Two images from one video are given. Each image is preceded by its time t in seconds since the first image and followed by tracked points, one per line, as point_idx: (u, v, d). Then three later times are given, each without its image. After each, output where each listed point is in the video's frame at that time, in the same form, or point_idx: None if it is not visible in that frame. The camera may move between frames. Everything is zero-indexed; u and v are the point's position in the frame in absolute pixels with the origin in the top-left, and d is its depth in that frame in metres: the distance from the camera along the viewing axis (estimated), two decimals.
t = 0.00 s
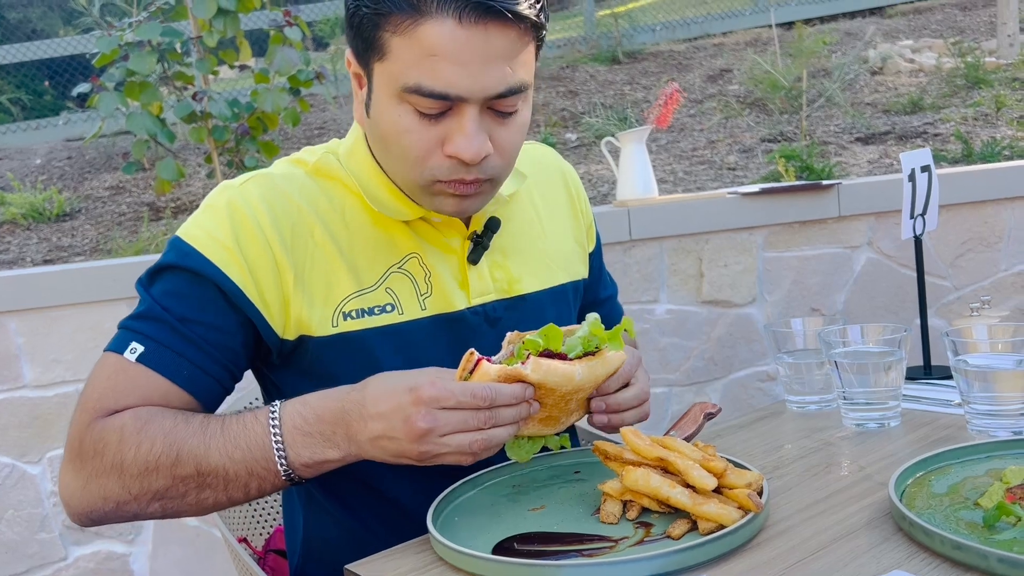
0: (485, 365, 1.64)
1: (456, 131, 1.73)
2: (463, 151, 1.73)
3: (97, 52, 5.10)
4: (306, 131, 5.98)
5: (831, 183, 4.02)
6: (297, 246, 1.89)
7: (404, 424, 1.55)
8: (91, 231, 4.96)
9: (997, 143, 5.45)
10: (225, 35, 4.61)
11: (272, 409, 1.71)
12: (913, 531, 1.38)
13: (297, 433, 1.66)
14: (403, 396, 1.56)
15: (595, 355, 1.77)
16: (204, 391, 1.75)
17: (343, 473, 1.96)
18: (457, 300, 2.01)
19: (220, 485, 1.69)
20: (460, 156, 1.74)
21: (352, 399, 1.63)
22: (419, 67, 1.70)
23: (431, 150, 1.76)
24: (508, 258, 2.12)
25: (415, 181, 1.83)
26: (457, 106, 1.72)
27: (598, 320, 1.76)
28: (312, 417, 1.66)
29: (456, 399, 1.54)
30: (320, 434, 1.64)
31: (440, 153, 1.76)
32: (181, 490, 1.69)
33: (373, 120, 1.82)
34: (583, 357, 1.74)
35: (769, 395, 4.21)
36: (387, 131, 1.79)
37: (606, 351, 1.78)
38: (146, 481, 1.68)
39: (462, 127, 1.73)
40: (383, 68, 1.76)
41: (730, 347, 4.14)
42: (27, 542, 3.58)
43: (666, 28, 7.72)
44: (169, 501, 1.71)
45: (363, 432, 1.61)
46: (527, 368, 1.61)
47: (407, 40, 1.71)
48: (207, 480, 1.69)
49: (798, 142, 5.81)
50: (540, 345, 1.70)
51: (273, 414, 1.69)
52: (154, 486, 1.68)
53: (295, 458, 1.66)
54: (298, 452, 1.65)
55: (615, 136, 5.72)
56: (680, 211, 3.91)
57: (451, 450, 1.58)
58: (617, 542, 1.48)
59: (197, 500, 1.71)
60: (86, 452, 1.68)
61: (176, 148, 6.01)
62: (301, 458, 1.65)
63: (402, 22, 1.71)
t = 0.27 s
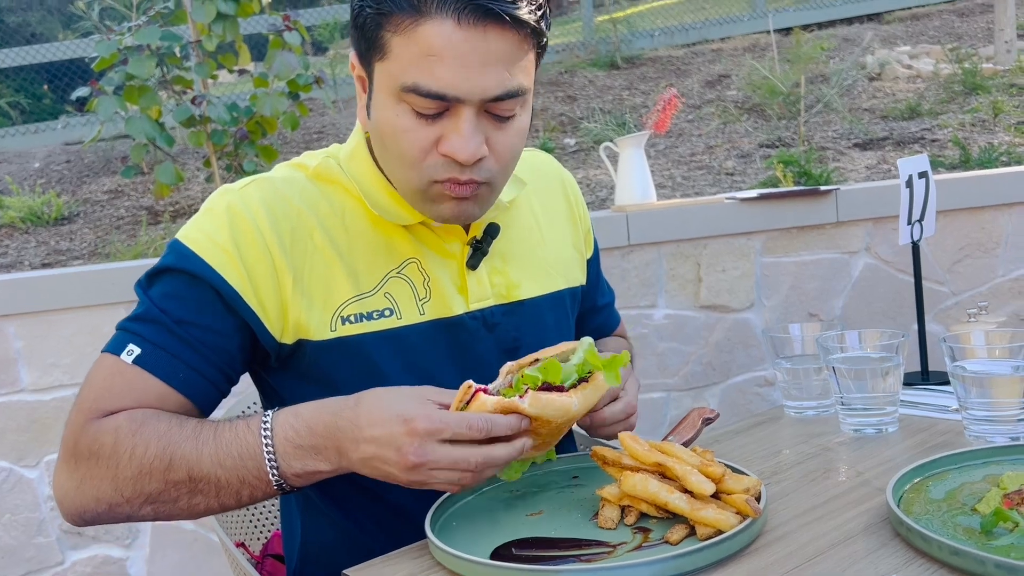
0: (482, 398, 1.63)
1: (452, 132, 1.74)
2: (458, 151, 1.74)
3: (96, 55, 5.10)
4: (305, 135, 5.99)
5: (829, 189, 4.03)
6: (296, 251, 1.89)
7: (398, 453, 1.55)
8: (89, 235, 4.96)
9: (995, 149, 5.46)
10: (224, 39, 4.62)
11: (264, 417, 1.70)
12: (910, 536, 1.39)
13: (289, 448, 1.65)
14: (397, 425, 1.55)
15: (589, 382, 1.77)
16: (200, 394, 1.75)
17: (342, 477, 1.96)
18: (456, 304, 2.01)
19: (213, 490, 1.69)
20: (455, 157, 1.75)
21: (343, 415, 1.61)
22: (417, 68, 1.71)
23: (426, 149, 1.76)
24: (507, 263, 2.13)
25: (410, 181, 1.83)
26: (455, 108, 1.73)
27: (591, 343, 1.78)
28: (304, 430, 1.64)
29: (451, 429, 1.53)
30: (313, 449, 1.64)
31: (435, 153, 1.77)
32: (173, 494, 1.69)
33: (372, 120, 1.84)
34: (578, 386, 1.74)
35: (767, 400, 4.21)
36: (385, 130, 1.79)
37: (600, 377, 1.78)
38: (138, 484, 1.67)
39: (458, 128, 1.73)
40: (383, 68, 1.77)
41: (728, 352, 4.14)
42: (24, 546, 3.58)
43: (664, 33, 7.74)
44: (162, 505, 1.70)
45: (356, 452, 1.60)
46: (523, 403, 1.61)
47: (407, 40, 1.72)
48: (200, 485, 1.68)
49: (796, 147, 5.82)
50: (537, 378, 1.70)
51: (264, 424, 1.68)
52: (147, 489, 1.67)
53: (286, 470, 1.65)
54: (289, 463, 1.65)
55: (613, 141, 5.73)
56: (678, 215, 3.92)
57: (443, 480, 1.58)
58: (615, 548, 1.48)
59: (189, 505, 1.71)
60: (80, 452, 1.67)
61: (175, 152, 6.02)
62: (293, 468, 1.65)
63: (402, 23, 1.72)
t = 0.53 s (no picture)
0: (478, 411, 1.61)
1: (433, 124, 1.76)
2: (439, 142, 1.76)
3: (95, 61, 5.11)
4: (303, 141, 5.99)
5: (827, 196, 4.04)
6: (295, 254, 1.90)
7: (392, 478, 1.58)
8: (87, 240, 4.96)
9: (992, 156, 5.48)
10: (224, 45, 4.63)
11: (255, 431, 1.70)
12: (907, 542, 1.39)
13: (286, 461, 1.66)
14: (387, 456, 1.56)
15: (581, 387, 1.82)
16: (199, 399, 1.75)
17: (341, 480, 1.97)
18: (453, 306, 2.02)
19: (212, 496, 1.70)
20: (436, 149, 1.77)
21: (332, 435, 1.61)
22: (397, 60, 1.75)
23: (409, 142, 1.79)
24: (505, 266, 2.13)
25: (396, 175, 1.85)
26: (435, 99, 1.76)
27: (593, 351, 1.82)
28: (296, 448, 1.65)
29: (440, 460, 1.54)
30: (309, 460, 1.65)
31: (418, 146, 1.79)
32: (173, 500, 1.69)
33: (360, 116, 1.87)
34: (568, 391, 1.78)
35: (765, 407, 4.22)
36: (370, 125, 1.83)
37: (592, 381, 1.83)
38: (137, 490, 1.68)
39: (439, 120, 1.76)
40: (368, 63, 1.81)
41: (726, 358, 4.14)
42: (21, 551, 3.58)
43: (662, 41, 7.76)
44: (162, 509, 1.71)
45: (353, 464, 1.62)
46: (519, 409, 1.64)
47: (387, 34, 1.76)
48: (198, 490, 1.69)
49: (794, 154, 5.84)
50: (532, 383, 1.70)
51: (257, 439, 1.68)
52: (146, 495, 1.68)
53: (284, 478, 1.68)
54: (287, 474, 1.67)
55: (611, 148, 5.74)
56: (676, 222, 3.93)
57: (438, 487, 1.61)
58: (613, 553, 1.48)
59: (189, 509, 1.72)
60: (81, 458, 1.69)
61: (173, 158, 6.02)
62: (290, 476, 1.68)
63: (382, 17, 1.76)
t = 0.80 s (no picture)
0: (470, 394, 1.55)
1: (420, 119, 1.78)
2: (425, 136, 1.77)
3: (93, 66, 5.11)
4: (302, 147, 6.00)
5: (824, 202, 4.05)
6: (292, 261, 1.90)
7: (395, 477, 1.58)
8: (85, 245, 4.96)
9: (989, 163, 5.49)
10: (222, 51, 4.64)
11: (257, 443, 1.70)
12: (904, 548, 1.39)
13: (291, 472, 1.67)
14: (387, 456, 1.56)
15: (575, 364, 1.74)
16: (207, 409, 1.76)
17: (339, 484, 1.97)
18: (450, 308, 2.01)
19: (224, 507, 1.71)
20: (422, 142, 1.78)
21: (332, 444, 1.61)
22: (382, 57, 1.77)
23: (397, 138, 1.80)
24: (503, 269, 2.13)
25: (387, 172, 1.86)
26: (422, 94, 1.77)
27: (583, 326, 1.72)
28: (298, 459, 1.65)
29: (438, 458, 1.54)
30: (312, 469, 1.65)
31: (406, 142, 1.80)
32: (190, 512, 1.72)
33: (352, 117, 1.89)
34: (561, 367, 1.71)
35: (762, 413, 4.22)
36: (359, 122, 1.84)
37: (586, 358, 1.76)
38: (153, 506, 1.70)
39: (425, 114, 1.78)
40: (357, 62, 1.83)
41: (724, 364, 4.14)
42: (17, 557, 3.57)
43: (660, 47, 7.78)
44: (181, 522, 1.73)
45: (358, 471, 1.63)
46: (511, 387, 1.58)
47: (371, 32, 1.78)
48: (212, 503, 1.71)
49: (791, 161, 5.85)
50: (522, 357, 1.65)
51: (260, 451, 1.69)
52: (164, 508, 1.70)
53: (290, 488, 1.69)
54: (294, 484, 1.68)
55: (609, 154, 5.75)
56: (674, 228, 3.93)
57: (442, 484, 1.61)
58: (610, 558, 1.48)
59: (206, 520, 1.74)
60: (97, 477, 1.71)
61: (172, 163, 6.03)
62: (297, 486, 1.68)
63: (365, 16, 1.78)
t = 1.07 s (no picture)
0: (474, 411, 1.55)
1: (405, 82, 1.81)
2: (408, 95, 1.79)
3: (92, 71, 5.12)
4: (300, 152, 6.00)
5: (822, 208, 4.06)
6: (293, 265, 1.90)
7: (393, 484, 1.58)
8: (83, 250, 4.95)
9: (987, 169, 5.50)
10: (221, 56, 4.64)
11: (260, 445, 1.71)
12: (902, 553, 1.39)
13: (292, 476, 1.68)
14: (387, 464, 1.56)
15: (577, 381, 1.77)
16: (207, 415, 1.76)
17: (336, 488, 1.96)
18: (451, 314, 2.01)
19: (226, 510, 1.72)
20: (407, 106, 1.79)
21: (333, 446, 1.62)
22: (371, 24, 1.84)
23: (382, 103, 1.82)
24: (505, 274, 2.13)
25: (371, 143, 1.86)
26: (408, 58, 1.83)
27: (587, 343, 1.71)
28: (301, 461, 1.65)
29: (437, 468, 1.53)
30: (314, 471, 1.66)
31: (390, 106, 1.81)
32: (191, 515, 1.73)
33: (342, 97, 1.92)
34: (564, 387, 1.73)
35: (761, 418, 4.22)
36: (349, 96, 1.88)
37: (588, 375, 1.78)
38: (155, 509, 1.70)
39: (411, 77, 1.81)
40: (349, 39, 1.89)
41: (722, 369, 4.15)
42: (14, 562, 3.56)
43: (659, 53, 7.79)
44: (181, 525, 1.74)
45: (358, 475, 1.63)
46: (515, 406, 1.59)
47: (362, 6, 1.86)
48: (214, 506, 1.71)
49: (789, 167, 5.86)
50: (526, 378, 1.66)
51: (262, 455, 1.69)
52: (165, 511, 1.71)
53: (292, 489, 1.69)
54: (296, 486, 1.68)
55: (607, 160, 5.76)
56: (672, 233, 3.93)
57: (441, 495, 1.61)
58: (608, 564, 1.47)
59: (206, 523, 1.75)
60: (98, 481, 1.71)
61: (170, 168, 6.03)
62: (300, 486, 1.68)
63: None
